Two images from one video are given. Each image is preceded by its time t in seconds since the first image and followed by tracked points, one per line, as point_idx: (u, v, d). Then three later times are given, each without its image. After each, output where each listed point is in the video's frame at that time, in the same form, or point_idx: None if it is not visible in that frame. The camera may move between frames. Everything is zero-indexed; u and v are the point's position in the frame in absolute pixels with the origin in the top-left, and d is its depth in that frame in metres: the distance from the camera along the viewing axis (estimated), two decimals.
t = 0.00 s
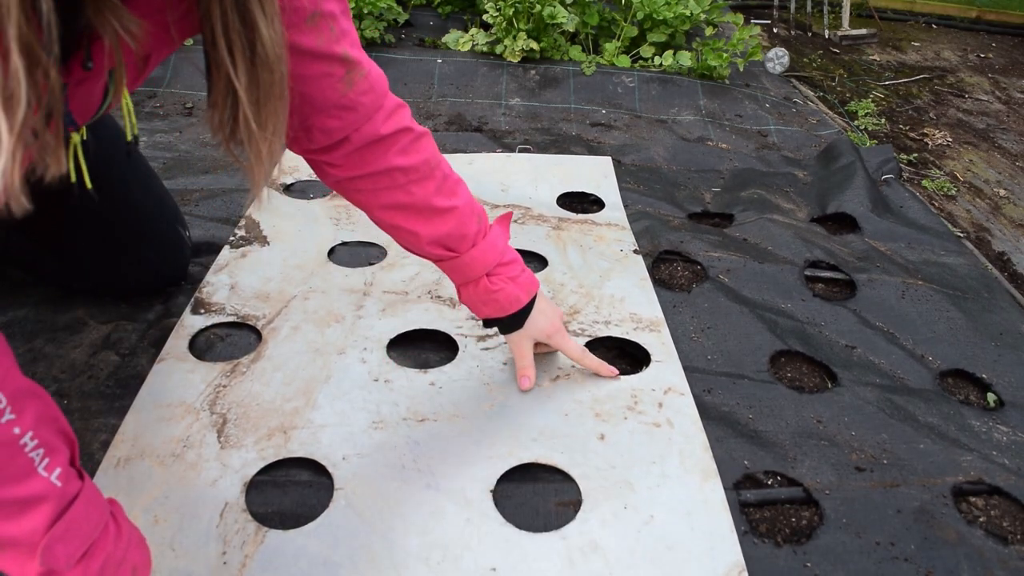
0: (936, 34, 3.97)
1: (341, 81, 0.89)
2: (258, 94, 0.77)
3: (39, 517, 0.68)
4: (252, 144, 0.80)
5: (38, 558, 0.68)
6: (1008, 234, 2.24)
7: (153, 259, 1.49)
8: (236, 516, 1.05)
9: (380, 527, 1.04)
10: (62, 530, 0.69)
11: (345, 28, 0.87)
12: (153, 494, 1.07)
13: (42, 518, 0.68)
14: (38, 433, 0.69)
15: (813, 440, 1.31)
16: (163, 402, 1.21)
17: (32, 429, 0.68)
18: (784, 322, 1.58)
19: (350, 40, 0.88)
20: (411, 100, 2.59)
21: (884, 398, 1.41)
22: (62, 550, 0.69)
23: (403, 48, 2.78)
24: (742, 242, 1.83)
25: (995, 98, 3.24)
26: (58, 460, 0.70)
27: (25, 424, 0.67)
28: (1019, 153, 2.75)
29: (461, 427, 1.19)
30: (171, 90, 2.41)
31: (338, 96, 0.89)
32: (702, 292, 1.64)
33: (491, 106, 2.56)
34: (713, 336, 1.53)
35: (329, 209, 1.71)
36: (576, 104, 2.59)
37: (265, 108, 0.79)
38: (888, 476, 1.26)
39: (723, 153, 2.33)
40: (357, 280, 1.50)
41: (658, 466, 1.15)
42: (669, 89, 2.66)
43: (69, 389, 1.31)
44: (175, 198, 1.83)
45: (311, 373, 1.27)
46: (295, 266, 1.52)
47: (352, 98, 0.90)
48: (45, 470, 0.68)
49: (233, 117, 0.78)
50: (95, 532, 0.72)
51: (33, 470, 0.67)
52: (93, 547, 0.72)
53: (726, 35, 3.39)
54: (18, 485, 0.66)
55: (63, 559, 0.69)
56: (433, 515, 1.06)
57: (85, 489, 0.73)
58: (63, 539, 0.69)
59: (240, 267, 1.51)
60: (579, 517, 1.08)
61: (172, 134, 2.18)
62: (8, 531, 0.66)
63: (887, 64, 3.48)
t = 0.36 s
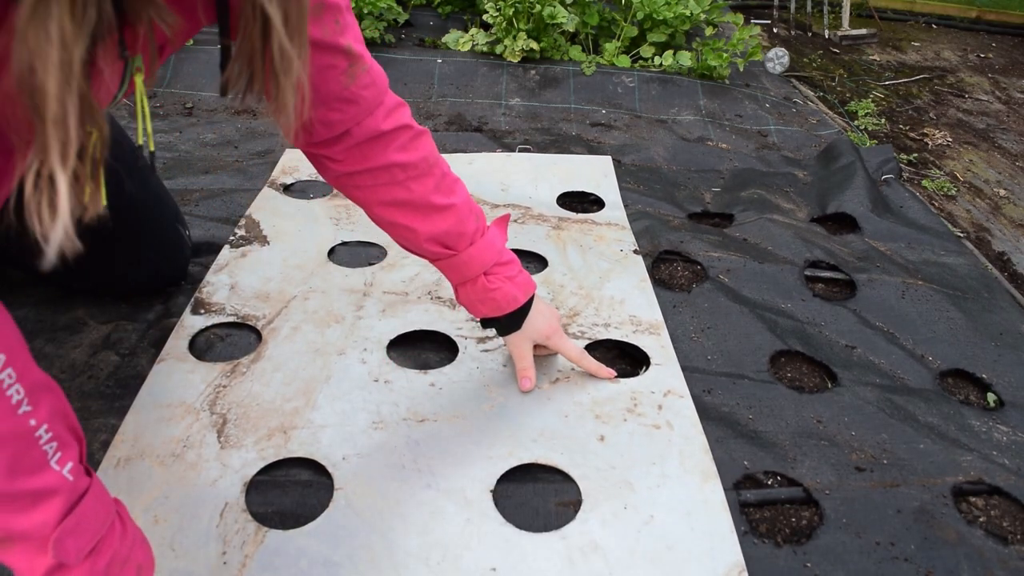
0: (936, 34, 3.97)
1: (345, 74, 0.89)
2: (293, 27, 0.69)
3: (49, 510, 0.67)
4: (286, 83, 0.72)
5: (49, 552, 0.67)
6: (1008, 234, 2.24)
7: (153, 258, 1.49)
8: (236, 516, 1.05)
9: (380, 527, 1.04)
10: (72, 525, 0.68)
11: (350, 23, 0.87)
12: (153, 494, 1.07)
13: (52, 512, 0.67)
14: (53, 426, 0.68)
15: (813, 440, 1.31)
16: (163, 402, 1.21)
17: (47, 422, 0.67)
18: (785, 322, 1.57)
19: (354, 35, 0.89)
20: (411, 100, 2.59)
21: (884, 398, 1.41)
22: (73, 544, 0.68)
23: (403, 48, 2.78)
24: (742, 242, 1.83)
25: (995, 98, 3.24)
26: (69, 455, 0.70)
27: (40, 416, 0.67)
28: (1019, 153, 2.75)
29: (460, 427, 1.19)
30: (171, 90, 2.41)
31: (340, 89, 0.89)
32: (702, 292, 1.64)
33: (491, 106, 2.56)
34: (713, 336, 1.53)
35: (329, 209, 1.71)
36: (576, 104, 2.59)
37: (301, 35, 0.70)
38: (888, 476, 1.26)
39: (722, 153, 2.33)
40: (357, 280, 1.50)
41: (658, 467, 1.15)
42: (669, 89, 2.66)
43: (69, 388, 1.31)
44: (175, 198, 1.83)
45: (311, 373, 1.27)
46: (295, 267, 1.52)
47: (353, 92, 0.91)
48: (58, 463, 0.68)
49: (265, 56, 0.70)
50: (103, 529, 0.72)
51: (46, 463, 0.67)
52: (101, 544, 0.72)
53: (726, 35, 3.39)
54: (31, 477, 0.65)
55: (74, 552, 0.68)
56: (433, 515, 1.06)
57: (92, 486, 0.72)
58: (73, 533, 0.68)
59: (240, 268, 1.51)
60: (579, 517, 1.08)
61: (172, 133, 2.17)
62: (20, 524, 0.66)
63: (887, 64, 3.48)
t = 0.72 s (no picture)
0: (936, 34, 3.96)
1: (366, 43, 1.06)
2: None
3: (75, 496, 0.67)
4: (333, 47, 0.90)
5: (76, 539, 0.67)
6: (1008, 234, 2.24)
7: (150, 251, 1.48)
8: (236, 516, 1.05)
9: (380, 528, 1.04)
10: (95, 512, 0.68)
11: None
12: (153, 494, 1.07)
13: (79, 498, 0.67)
14: (82, 411, 0.68)
15: (813, 440, 1.31)
16: (164, 401, 1.21)
17: (80, 407, 0.68)
18: (785, 322, 1.58)
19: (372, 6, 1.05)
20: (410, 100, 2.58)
21: (884, 398, 1.41)
22: (95, 533, 0.68)
23: (404, 48, 2.79)
24: (742, 243, 1.83)
25: (995, 98, 3.24)
26: (94, 443, 0.70)
27: (74, 400, 0.67)
28: (1019, 153, 2.75)
29: (460, 426, 1.19)
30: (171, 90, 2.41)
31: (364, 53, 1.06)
32: (702, 293, 1.64)
33: (491, 106, 2.56)
34: (713, 336, 1.53)
35: (329, 209, 1.71)
36: (576, 104, 2.59)
37: None
38: (888, 476, 1.26)
39: (722, 153, 2.33)
40: (357, 280, 1.50)
41: (659, 465, 1.15)
42: (669, 89, 2.66)
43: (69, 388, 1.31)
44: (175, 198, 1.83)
45: (311, 373, 1.27)
46: (296, 266, 1.52)
47: (374, 56, 1.08)
48: (84, 451, 0.68)
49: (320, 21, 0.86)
50: (122, 521, 0.73)
51: (74, 449, 0.67)
52: (120, 534, 0.72)
53: (726, 35, 3.39)
54: (61, 460, 0.65)
55: (96, 539, 0.69)
56: (433, 514, 1.06)
57: (113, 478, 0.72)
58: (96, 521, 0.68)
59: (240, 267, 1.51)
60: (579, 517, 1.08)
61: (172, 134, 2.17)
62: (47, 511, 0.65)
63: (887, 64, 3.48)
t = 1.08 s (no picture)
0: (936, 34, 3.96)
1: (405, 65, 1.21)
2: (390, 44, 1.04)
3: (83, 487, 0.67)
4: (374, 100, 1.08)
5: (82, 530, 0.67)
6: (1008, 234, 2.24)
7: (151, 251, 1.48)
8: (236, 516, 1.05)
9: (380, 528, 1.04)
10: (101, 504, 0.68)
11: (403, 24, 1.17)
12: (154, 493, 1.07)
13: (86, 489, 0.67)
14: (92, 408, 0.70)
15: (813, 440, 1.31)
16: (164, 402, 1.21)
17: (92, 401, 0.70)
18: (785, 323, 1.57)
19: (405, 30, 1.21)
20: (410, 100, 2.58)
21: (884, 398, 1.41)
22: (100, 524, 0.68)
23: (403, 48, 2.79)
24: (742, 243, 1.83)
25: (995, 98, 3.24)
26: (100, 440, 0.71)
27: (87, 394, 0.69)
28: (1019, 153, 2.75)
29: (460, 426, 1.19)
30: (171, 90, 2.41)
31: (404, 74, 1.23)
32: (702, 293, 1.64)
33: (491, 106, 2.56)
34: (713, 336, 1.53)
35: (329, 209, 1.71)
36: (576, 104, 2.59)
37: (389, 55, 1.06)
38: (888, 477, 1.26)
39: (722, 154, 2.33)
40: (357, 280, 1.50)
41: (658, 465, 1.15)
42: (669, 89, 2.66)
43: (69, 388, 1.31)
44: (175, 199, 1.83)
45: (311, 373, 1.27)
46: (296, 266, 1.52)
47: (411, 74, 1.24)
48: (92, 445, 0.69)
49: (365, 75, 1.05)
50: (124, 517, 0.73)
51: (83, 441, 0.68)
52: (122, 531, 0.72)
53: (726, 35, 3.39)
54: (72, 450, 0.67)
55: (102, 531, 0.68)
56: (433, 514, 1.06)
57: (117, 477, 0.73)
58: (100, 513, 0.68)
59: (240, 267, 1.51)
60: (579, 517, 1.08)
61: (172, 133, 2.17)
62: (54, 500, 0.65)
63: (887, 64, 3.48)
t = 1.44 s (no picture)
0: (936, 34, 3.96)
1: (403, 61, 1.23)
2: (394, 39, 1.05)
3: (101, 477, 0.67)
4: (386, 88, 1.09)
5: (97, 519, 0.67)
6: (1008, 234, 2.24)
7: (150, 248, 1.48)
8: (236, 516, 1.05)
9: (380, 528, 1.04)
10: (117, 494, 0.68)
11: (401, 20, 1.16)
12: (155, 493, 1.07)
13: (102, 479, 0.67)
14: (109, 401, 0.70)
15: (813, 441, 1.31)
16: (164, 401, 1.21)
17: (110, 394, 0.69)
18: (785, 323, 1.57)
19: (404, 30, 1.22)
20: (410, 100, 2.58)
21: (884, 398, 1.41)
22: (116, 515, 0.68)
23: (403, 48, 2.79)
24: (742, 243, 1.83)
25: (995, 98, 3.24)
26: (117, 433, 0.71)
27: (105, 386, 0.69)
28: (1019, 153, 2.75)
29: (460, 427, 1.19)
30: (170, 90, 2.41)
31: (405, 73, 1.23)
32: (702, 293, 1.64)
33: (491, 106, 2.55)
34: (713, 336, 1.53)
35: (329, 209, 1.71)
36: (576, 103, 2.59)
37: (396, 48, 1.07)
38: (889, 477, 1.26)
39: (722, 154, 2.33)
40: (357, 280, 1.49)
41: (659, 465, 1.15)
42: (669, 89, 2.66)
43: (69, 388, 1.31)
44: (175, 198, 1.83)
45: (311, 373, 1.27)
46: (296, 266, 1.52)
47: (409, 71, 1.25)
48: (108, 437, 0.69)
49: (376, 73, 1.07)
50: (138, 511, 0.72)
51: (100, 431, 0.68)
52: (135, 523, 0.71)
53: (726, 35, 3.39)
54: (90, 440, 0.66)
55: (117, 522, 0.68)
56: (433, 514, 1.06)
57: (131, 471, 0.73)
58: (116, 504, 0.68)
59: (240, 267, 1.51)
60: (579, 517, 1.08)
61: (172, 134, 2.17)
62: (72, 489, 0.65)
63: (887, 64, 3.48)
